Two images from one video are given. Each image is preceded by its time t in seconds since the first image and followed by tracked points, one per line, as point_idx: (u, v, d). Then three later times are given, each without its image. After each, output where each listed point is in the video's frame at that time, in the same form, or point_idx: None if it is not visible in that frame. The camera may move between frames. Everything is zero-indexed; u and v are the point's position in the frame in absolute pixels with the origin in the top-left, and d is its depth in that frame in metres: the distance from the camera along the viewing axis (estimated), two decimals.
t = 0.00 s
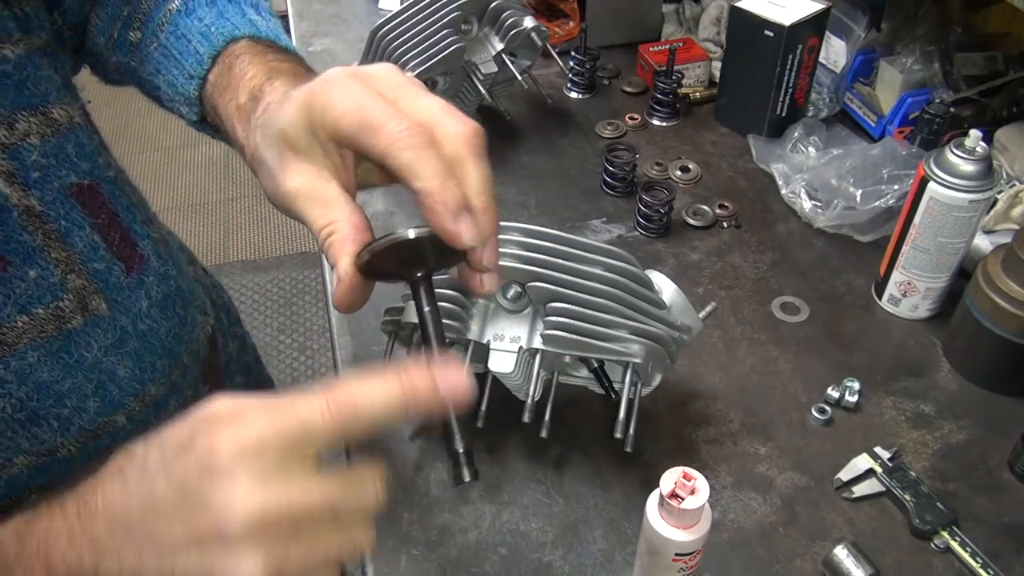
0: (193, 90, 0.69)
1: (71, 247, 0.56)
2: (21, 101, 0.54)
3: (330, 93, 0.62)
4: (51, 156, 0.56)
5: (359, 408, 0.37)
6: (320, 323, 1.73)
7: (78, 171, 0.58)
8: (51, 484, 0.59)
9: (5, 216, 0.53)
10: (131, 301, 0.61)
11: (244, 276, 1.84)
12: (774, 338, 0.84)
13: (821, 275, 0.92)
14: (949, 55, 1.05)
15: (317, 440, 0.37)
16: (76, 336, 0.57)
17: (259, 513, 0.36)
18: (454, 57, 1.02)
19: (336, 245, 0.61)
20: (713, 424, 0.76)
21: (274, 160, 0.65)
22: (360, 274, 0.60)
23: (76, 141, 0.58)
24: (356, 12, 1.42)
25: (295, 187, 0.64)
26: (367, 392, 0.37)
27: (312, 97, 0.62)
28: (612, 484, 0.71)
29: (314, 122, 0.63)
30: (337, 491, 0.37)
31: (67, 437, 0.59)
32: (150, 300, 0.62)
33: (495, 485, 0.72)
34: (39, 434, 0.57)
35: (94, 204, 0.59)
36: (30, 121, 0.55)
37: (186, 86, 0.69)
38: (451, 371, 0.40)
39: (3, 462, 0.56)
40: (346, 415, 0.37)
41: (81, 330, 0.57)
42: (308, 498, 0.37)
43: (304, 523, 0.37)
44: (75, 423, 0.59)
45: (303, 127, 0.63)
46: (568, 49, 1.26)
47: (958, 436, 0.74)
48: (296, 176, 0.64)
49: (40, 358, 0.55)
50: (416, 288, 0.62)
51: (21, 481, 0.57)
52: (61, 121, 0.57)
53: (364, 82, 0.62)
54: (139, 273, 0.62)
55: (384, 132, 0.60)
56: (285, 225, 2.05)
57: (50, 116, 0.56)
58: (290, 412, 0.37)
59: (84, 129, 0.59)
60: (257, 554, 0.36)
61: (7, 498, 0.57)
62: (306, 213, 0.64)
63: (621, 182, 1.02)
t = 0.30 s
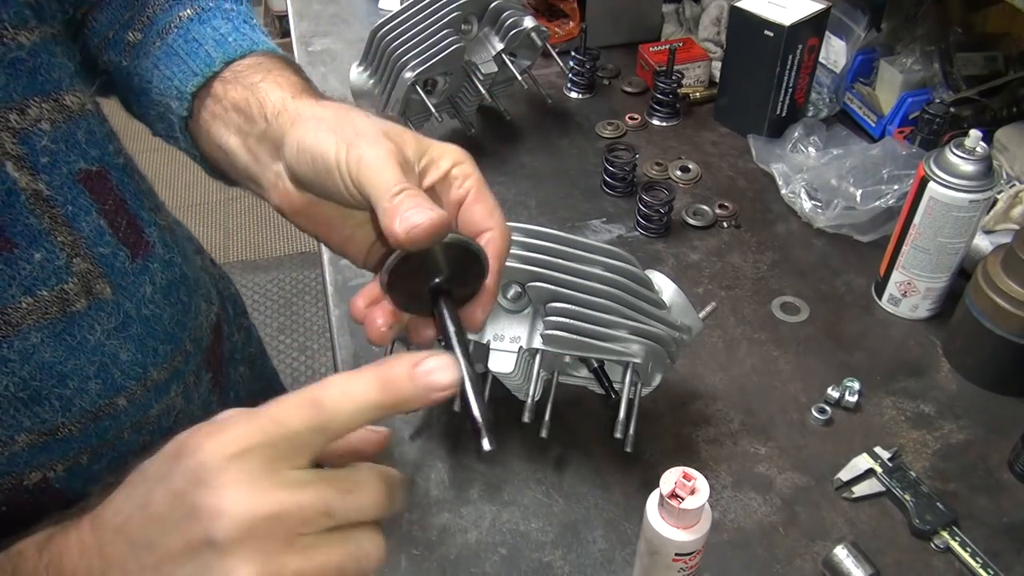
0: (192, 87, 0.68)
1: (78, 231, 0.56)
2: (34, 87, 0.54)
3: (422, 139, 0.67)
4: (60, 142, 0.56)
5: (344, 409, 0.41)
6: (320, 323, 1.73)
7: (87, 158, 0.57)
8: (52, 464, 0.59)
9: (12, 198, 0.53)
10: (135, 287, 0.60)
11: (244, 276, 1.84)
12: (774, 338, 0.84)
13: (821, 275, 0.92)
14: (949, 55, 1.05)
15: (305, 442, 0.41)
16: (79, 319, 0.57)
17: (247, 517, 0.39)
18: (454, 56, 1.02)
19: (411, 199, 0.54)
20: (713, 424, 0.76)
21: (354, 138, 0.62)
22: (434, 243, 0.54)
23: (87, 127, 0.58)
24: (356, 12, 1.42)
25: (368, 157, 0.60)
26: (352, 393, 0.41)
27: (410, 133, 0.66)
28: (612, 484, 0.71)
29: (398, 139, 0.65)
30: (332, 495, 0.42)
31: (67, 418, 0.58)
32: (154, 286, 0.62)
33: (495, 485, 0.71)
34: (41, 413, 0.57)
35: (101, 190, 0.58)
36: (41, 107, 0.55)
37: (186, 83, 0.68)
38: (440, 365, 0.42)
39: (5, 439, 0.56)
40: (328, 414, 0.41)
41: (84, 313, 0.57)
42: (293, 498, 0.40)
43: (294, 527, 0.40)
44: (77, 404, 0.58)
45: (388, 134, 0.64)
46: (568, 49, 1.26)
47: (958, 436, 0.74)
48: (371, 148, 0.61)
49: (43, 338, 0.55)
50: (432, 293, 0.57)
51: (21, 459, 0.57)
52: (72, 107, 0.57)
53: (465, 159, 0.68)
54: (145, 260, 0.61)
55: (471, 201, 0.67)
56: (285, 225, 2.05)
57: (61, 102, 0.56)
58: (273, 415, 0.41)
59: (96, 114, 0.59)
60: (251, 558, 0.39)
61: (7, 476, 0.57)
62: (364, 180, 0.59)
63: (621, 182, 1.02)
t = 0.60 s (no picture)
0: (188, 90, 0.68)
1: (81, 222, 0.56)
2: (40, 80, 0.54)
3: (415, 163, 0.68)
4: (65, 134, 0.56)
5: (368, 443, 0.41)
6: (320, 323, 1.74)
7: (91, 150, 0.57)
8: (52, 450, 0.59)
9: (16, 188, 0.53)
10: (137, 278, 0.60)
11: (245, 276, 1.84)
12: (774, 338, 0.84)
13: (821, 275, 0.92)
14: (949, 55, 1.05)
15: (319, 468, 0.41)
16: (82, 308, 0.57)
17: (249, 534, 0.38)
18: (454, 56, 1.02)
19: (407, 217, 0.56)
20: (713, 424, 0.76)
21: (354, 155, 0.63)
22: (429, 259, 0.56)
23: (93, 119, 0.58)
24: (356, 12, 1.42)
25: (367, 173, 0.61)
26: (377, 427, 0.41)
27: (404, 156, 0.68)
28: (612, 484, 0.71)
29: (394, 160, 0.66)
30: (333, 520, 0.40)
31: (68, 406, 0.58)
32: (156, 277, 0.61)
33: (495, 485, 0.72)
34: (42, 401, 0.57)
35: (105, 182, 0.58)
36: (47, 99, 0.55)
37: (183, 87, 0.68)
38: (471, 411, 0.42)
39: (6, 425, 0.56)
40: (355, 447, 0.40)
41: (87, 303, 0.57)
42: (296, 519, 0.39)
43: (294, 548, 0.39)
44: (77, 392, 0.58)
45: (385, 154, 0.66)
46: (568, 49, 1.26)
47: (958, 436, 0.74)
48: (369, 165, 0.62)
49: (46, 327, 0.55)
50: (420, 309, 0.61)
51: (22, 445, 0.57)
52: (78, 100, 0.57)
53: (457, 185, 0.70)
54: (147, 251, 0.61)
55: (458, 225, 0.68)
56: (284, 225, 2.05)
57: (69, 96, 0.56)
58: (297, 432, 0.41)
59: (101, 106, 0.59)
60: None
61: (8, 462, 0.57)
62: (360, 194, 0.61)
63: (621, 182, 1.02)
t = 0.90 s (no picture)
0: (183, 99, 0.69)
1: (81, 220, 0.56)
2: (43, 79, 0.55)
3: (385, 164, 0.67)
4: (66, 133, 0.56)
5: (366, 374, 0.45)
6: (320, 323, 1.74)
7: (92, 149, 0.58)
8: (49, 447, 0.59)
9: (15, 186, 0.53)
10: (137, 277, 0.60)
11: (245, 276, 1.84)
12: (774, 338, 0.84)
13: (821, 275, 0.92)
14: (949, 55, 1.05)
15: (321, 407, 0.44)
16: (80, 307, 0.57)
17: (260, 466, 0.42)
18: (454, 56, 1.02)
19: (372, 240, 0.56)
20: (713, 424, 0.76)
21: (323, 170, 0.63)
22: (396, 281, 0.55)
23: (95, 119, 0.58)
24: (356, 12, 1.42)
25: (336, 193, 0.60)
26: (375, 361, 0.45)
27: (373, 160, 0.67)
28: (612, 484, 0.71)
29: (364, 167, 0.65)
30: (334, 454, 0.45)
31: (65, 403, 0.58)
32: (155, 276, 0.61)
33: (495, 485, 0.71)
34: (39, 399, 0.57)
35: (105, 180, 0.58)
36: (49, 98, 0.55)
37: (176, 96, 0.69)
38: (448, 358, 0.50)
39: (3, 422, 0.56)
40: (353, 382, 0.44)
41: (85, 302, 0.57)
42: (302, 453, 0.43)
43: (297, 479, 0.43)
44: (74, 390, 0.58)
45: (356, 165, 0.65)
46: (568, 49, 1.26)
47: (958, 436, 0.74)
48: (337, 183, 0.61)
49: (44, 325, 0.55)
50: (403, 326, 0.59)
51: (18, 442, 0.57)
52: (80, 99, 0.57)
53: (434, 180, 0.68)
54: (147, 250, 0.61)
55: (442, 221, 0.67)
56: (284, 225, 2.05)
57: (71, 95, 0.56)
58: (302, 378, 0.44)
59: (103, 105, 0.60)
60: (254, 507, 0.42)
61: (4, 458, 0.57)
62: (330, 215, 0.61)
63: (621, 182, 1.02)
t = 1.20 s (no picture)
0: (200, 140, 0.72)
1: (80, 221, 0.56)
2: (44, 79, 0.55)
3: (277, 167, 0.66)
4: (66, 134, 0.56)
5: (341, 400, 0.42)
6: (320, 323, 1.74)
7: (92, 150, 0.57)
8: (43, 446, 0.59)
9: (14, 186, 0.53)
10: (135, 278, 0.60)
11: (245, 276, 1.84)
12: (774, 338, 0.84)
13: (821, 275, 0.92)
14: (949, 55, 1.05)
15: (294, 429, 0.42)
16: (77, 307, 0.57)
17: (238, 495, 0.40)
18: (454, 57, 1.02)
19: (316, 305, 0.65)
20: (713, 424, 0.76)
21: (262, 232, 0.69)
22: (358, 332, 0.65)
23: (95, 119, 0.58)
24: (356, 12, 1.42)
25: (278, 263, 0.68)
26: (347, 380, 0.42)
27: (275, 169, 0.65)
28: (612, 484, 0.71)
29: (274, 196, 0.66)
30: (309, 477, 0.43)
31: (60, 403, 0.58)
32: (153, 277, 0.61)
33: (495, 485, 0.71)
34: (34, 398, 0.57)
35: (105, 180, 0.58)
36: (49, 98, 0.55)
37: (195, 137, 0.72)
38: (419, 364, 0.46)
39: None
40: (326, 405, 0.42)
41: (82, 302, 0.57)
42: (279, 477, 0.41)
43: (275, 504, 0.41)
44: (69, 390, 0.58)
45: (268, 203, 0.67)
46: (568, 49, 1.26)
47: (958, 436, 0.74)
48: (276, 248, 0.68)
49: (40, 325, 0.55)
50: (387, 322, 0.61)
51: (12, 441, 0.57)
52: (81, 100, 0.57)
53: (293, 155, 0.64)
54: (145, 251, 0.61)
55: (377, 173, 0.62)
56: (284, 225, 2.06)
57: (71, 96, 0.56)
58: (271, 400, 0.41)
59: (103, 106, 0.60)
60: (228, 539, 0.40)
61: None
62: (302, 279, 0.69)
63: (621, 182, 1.02)
